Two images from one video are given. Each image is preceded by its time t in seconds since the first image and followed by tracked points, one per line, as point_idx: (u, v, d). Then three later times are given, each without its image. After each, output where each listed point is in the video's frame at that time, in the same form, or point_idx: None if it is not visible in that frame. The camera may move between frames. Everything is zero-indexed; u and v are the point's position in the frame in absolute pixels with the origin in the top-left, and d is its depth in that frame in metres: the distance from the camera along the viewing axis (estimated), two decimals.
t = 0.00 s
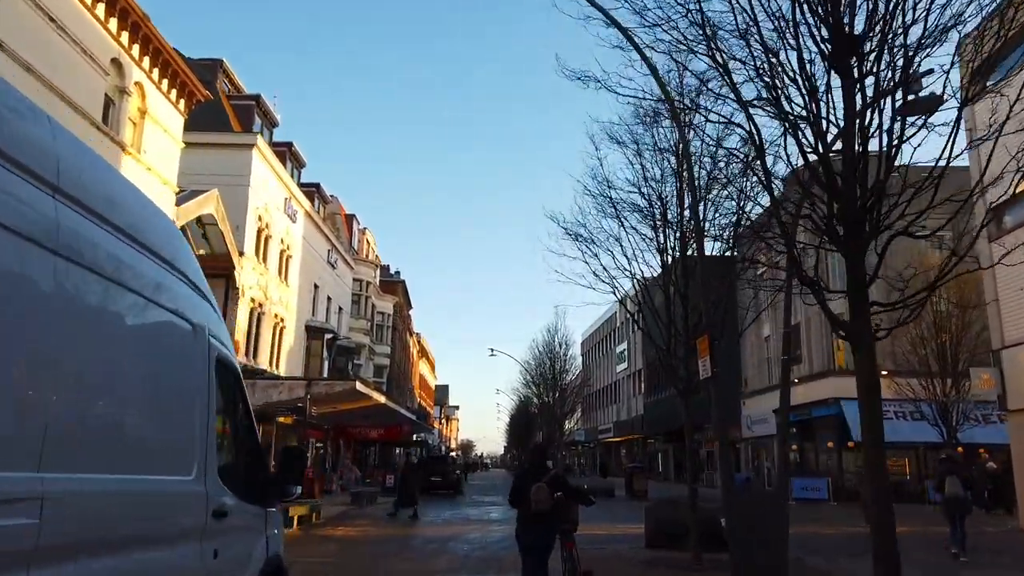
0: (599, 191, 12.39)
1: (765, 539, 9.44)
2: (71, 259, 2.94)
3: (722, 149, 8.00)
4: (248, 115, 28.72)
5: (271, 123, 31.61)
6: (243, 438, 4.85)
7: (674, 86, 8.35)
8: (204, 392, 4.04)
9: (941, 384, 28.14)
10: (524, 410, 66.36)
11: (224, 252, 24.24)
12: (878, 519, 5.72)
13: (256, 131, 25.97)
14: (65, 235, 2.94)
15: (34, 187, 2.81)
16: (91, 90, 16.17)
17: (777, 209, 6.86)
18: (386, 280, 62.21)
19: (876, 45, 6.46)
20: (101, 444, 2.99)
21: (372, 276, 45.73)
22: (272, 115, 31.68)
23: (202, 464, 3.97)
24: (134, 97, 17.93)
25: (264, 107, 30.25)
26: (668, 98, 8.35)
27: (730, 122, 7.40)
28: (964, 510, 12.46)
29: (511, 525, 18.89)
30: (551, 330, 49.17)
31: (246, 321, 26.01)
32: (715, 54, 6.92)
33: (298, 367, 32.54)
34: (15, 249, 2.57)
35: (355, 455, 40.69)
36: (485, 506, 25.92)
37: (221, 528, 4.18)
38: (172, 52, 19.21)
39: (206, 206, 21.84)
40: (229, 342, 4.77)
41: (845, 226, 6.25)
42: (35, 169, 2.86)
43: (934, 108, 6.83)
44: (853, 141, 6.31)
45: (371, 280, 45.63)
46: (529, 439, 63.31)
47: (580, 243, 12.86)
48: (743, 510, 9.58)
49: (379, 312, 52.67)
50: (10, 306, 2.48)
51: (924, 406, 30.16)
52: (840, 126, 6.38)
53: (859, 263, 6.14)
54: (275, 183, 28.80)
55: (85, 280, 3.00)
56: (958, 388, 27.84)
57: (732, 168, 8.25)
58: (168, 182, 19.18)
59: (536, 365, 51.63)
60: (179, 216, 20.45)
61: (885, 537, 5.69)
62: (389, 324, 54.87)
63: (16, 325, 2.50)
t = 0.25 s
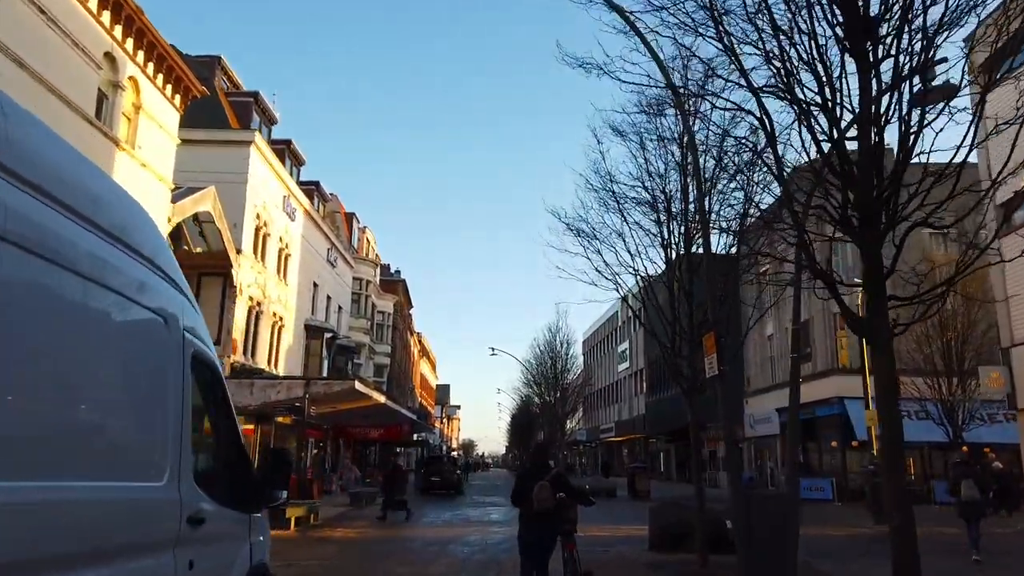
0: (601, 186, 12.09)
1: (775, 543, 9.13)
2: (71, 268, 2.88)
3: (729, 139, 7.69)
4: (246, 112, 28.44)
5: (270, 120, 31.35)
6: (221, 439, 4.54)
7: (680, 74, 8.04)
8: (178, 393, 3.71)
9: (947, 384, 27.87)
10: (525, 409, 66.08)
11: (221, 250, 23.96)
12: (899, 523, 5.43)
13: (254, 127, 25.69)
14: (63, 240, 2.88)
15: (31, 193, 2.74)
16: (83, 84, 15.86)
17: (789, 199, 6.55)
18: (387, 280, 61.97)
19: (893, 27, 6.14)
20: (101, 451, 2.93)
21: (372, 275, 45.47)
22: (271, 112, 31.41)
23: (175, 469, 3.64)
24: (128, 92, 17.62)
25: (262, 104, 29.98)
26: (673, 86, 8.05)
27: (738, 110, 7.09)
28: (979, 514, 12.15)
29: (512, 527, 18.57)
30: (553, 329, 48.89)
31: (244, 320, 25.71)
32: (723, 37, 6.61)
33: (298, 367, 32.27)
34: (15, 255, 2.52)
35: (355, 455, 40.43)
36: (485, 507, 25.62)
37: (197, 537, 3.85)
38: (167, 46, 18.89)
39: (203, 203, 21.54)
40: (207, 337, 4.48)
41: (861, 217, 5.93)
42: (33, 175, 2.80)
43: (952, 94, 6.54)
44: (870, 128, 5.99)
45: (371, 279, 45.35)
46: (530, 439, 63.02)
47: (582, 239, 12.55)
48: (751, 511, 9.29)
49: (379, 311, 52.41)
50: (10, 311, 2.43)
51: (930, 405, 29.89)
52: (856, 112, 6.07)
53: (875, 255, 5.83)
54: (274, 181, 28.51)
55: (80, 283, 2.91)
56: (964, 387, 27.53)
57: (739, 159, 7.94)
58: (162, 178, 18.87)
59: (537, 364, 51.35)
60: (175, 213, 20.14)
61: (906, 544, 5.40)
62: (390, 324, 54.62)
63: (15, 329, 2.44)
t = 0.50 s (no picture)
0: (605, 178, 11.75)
1: (785, 543, 8.78)
2: (61, 259, 2.72)
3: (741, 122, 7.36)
4: (245, 107, 28.13)
5: (269, 115, 31.05)
6: (198, 434, 4.17)
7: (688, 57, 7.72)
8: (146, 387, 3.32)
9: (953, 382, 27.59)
10: (526, 408, 65.72)
11: (219, 246, 23.63)
12: (927, 524, 5.10)
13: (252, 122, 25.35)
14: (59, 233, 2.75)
15: (19, 182, 2.58)
16: (76, 74, 15.53)
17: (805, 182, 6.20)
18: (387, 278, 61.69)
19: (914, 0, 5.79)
20: (103, 450, 2.87)
21: (372, 273, 45.14)
22: (269, 108, 31.08)
23: (143, 466, 3.27)
24: (122, 83, 17.30)
25: (261, 99, 29.67)
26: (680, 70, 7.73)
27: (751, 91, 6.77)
28: (994, 509, 11.82)
29: (513, 527, 18.22)
30: (554, 327, 48.57)
31: (242, 317, 25.38)
32: (736, 11, 6.28)
33: (297, 365, 31.96)
34: (15, 251, 2.44)
35: (355, 455, 40.10)
36: (486, 507, 25.27)
37: (167, 540, 3.47)
38: (163, 37, 18.54)
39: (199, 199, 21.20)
40: (187, 326, 4.14)
41: (884, 200, 5.58)
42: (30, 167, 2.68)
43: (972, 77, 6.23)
44: (894, 104, 5.64)
45: (372, 276, 45.06)
46: (531, 438, 62.73)
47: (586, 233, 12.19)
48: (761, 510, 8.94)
49: (380, 309, 52.17)
50: (10, 310, 2.35)
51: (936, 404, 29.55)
52: (879, 87, 5.72)
53: (901, 240, 5.48)
54: (272, 175, 28.17)
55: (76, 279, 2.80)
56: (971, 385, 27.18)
57: (750, 143, 7.62)
58: (157, 172, 18.52)
59: (538, 363, 51.01)
60: (170, 208, 19.81)
61: (934, 548, 5.07)
62: (390, 322, 54.33)
63: (16, 329, 2.36)
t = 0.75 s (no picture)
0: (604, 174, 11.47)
1: (792, 545, 8.49)
2: (62, 273, 2.85)
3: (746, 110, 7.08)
4: (240, 103, 27.83)
5: (264, 112, 30.75)
6: (168, 437, 3.87)
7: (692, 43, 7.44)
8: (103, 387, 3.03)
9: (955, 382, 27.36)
10: (524, 408, 65.41)
11: (212, 243, 23.32)
12: (950, 531, 4.80)
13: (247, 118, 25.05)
14: (48, 245, 2.82)
15: (25, 200, 2.75)
16: (66, 68, 15.22)
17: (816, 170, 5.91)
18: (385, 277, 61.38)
19: None
20: (95, 461, 2.94)
21: (369, 272, 44.83)
22: (265, 104, 30.76)
23: (99, 470, 2.97)
24: (112, 77, 16.99)
25: (256, 96, 29.36)
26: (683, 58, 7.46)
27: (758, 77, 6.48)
28: (1005, 511, 11.55)
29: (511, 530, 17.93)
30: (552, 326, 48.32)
31: (237, 316, 25.06)
32: None
33: (293, 364, 31.67)
34: (19, 260, 2.57)
35: (351, 455, 39.78)
36: (483, 508, 24.98)
37: (124, 558, 3.12)
38: (154, 30, 18.22)
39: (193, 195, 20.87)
40: (155, 322, 3.83)
41: (901, 188, 5.30)
42: (21, 182, 2.78)
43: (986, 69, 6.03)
44: (914, 86, 5.30)
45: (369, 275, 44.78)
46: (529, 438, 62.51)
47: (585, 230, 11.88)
48: (766, 513, 8.67)
49: (377, 308, 51.88)
50: (10, 310, 2.46)
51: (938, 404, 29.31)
52: (896, 70, 5.44)
53: (919, 231, 5.20)
54: (267, 172, 27.82)
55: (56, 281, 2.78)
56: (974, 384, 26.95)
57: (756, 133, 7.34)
58: (148, 167, 18.22)
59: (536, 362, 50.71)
60: (162, 205, 19.49)
61: (957, 555, 4.79)
62: (388, 321, 54.05)
63: (16, 328, 2.47)
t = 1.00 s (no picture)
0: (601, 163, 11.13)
1: (799, 544, 8.16)
2: (19, 255, 2.68)
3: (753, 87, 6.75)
4: (233, 98, 27.44)
5: (258, 107, 30.36)
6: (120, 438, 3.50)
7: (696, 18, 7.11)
8: (42, 361, 2.69)
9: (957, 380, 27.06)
10: (522, 407, 65.02)
11: (204, 238, 22.91)
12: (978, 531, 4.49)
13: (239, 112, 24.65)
14: (6, 222, 2.67)
15: None
16: (51, 56, 14.83)
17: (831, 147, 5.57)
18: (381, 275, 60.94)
19: None
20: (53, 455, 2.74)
21: (366, 269, 44.43)
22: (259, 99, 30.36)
23: (32, 458, 2.60)
24: (99, 67, 16.59)
25: (249, 90, 28.98)
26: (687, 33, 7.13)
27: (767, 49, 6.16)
28: (1016, 509, 11.23)
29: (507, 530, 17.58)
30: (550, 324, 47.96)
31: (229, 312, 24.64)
32: None
33: (287, 362, 31.30)
34: None
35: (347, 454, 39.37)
36: (480, 507, 24.62)
37: (64, 558, 2.75)
38: (143, 19, 17.82)
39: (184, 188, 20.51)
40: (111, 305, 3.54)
41: (923, 162, 4.97)
42: None
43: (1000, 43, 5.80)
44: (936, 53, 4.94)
45: (365, 273, 44.41)
46: (526, 437, 62.15)
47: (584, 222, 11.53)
48: (773, 511, 8.33)
49: (373, 307, 51.50)
50: None
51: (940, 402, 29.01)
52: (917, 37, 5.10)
53: (945, 209, 4.86)
54: (260, 167, 27.43)
55: (3, 252, 2.55)
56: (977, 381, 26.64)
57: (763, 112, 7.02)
58: (138, 159, 17.85)
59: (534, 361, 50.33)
60: (152, 197, 19.13)
61: (986, 556, 4.46)
62: (384, 319, 53.64)
63: None
